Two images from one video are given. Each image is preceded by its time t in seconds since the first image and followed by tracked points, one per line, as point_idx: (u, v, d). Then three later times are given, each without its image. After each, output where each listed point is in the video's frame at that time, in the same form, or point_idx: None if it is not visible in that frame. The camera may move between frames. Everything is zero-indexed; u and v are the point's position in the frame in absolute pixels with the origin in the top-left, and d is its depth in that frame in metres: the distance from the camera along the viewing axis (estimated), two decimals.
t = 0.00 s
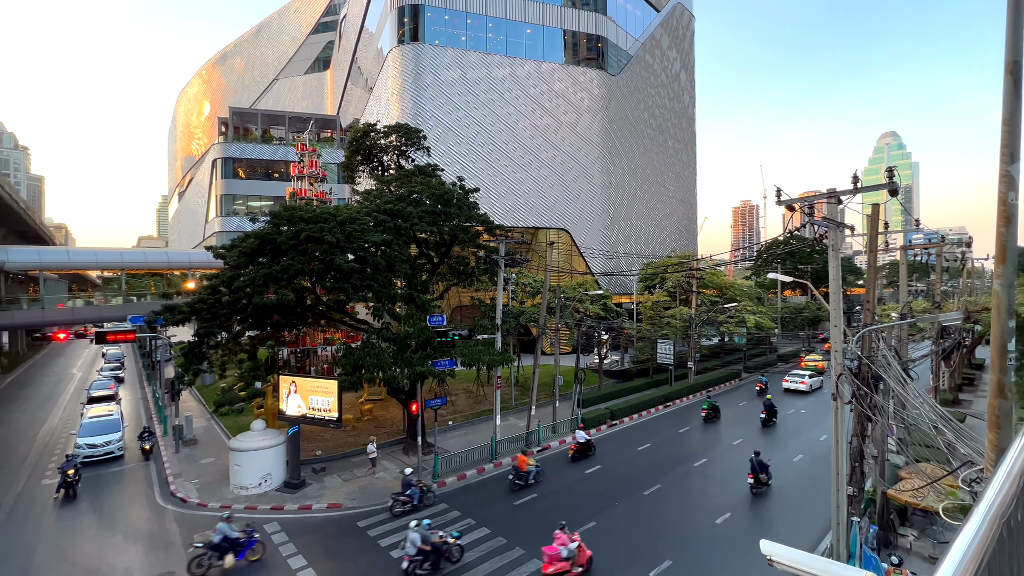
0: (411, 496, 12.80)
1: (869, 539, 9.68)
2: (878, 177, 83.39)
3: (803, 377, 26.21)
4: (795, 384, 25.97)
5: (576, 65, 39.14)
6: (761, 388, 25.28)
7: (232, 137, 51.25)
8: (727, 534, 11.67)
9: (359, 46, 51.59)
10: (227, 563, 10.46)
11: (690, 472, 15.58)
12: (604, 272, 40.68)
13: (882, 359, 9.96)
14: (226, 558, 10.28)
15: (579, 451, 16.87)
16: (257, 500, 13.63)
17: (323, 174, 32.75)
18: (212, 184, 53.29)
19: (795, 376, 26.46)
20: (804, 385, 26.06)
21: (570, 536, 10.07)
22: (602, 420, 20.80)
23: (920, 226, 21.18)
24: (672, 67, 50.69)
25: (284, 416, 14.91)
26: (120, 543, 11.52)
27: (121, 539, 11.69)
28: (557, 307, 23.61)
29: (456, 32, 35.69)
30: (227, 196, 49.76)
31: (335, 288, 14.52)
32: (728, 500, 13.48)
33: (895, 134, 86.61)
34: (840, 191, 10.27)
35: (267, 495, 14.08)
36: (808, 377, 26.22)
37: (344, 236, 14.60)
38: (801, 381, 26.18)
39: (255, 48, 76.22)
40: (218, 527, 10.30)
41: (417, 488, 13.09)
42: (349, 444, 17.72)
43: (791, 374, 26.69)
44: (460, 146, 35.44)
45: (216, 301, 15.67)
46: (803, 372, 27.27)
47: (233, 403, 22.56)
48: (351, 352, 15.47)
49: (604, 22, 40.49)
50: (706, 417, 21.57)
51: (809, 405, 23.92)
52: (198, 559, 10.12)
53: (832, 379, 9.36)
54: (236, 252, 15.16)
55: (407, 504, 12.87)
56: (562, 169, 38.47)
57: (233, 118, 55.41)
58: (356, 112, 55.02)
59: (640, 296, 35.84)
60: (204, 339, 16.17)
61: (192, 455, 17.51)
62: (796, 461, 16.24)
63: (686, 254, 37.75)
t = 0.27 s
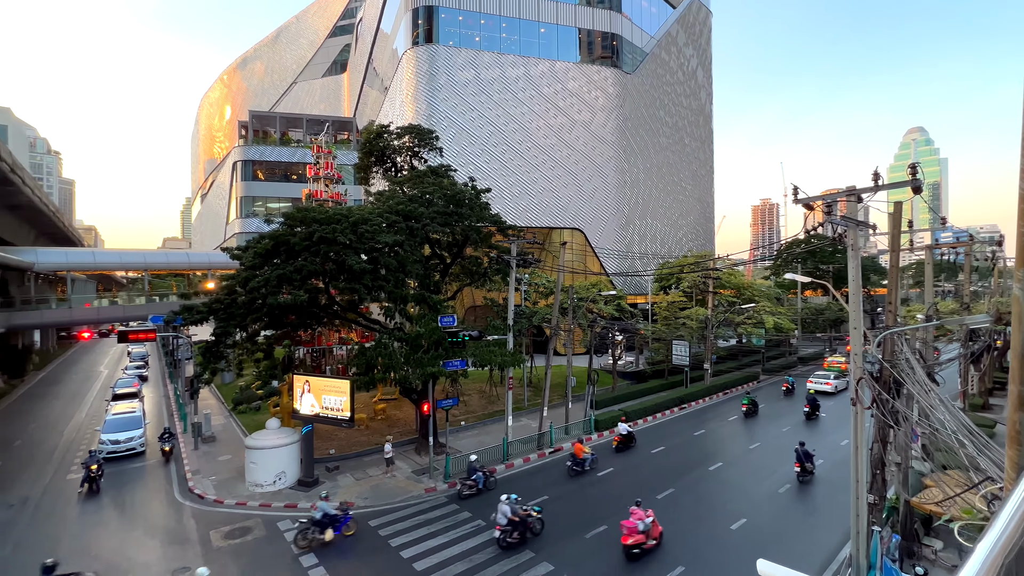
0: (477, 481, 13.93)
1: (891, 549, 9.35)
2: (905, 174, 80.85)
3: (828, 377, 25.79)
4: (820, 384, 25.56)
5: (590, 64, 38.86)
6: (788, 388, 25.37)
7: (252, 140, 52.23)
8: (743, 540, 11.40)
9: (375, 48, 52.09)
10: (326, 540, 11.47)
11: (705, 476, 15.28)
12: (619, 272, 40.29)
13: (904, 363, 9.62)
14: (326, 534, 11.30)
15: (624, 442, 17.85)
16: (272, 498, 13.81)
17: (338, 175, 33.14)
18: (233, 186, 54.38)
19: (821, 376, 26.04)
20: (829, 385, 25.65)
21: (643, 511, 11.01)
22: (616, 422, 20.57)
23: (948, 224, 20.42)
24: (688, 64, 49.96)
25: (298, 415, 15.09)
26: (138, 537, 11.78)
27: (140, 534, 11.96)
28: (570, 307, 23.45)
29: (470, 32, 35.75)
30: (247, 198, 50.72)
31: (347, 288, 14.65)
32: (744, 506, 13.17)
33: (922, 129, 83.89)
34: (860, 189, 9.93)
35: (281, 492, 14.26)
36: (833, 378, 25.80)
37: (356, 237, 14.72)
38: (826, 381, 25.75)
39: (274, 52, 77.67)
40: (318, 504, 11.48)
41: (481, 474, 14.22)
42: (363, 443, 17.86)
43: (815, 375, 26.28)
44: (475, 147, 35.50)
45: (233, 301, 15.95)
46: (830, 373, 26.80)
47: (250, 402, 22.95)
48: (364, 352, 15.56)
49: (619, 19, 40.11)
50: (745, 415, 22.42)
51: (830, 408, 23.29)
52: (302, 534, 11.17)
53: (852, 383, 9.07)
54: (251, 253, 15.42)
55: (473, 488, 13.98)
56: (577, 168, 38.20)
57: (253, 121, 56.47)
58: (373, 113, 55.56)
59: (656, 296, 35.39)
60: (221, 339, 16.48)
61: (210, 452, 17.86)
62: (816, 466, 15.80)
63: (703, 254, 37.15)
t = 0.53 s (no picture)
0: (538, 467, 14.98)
1: (916, 560, 9.00)
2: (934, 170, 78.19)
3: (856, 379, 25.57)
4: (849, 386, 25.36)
5: (607, 62, 38.53)
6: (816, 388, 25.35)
7: (273, 143, 53.24)
8: (760, 546, 11.12)
9: (392, 50, 52.59)
10: (411, 520, 12.52)
11: (722, 480, 14.97)
12: (636, 272, 39.86)
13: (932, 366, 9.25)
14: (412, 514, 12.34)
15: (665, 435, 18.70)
16: (288, 494, 14.02)
17: (355, 176, 33.54)
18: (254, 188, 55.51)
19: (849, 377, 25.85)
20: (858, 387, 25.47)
21: (710, 493, 11.85)
22: (631, 423, 20.33)
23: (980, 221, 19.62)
24: (707, 60, 49.17)
25: (314, 413, 15.31)
26: (159, 531, 12.07)
27: (160, 527, 12.25)
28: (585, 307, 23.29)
29: (485, 32, 35.77)
30: (268, 200, 51.74)
31: (361, 288, 14.78)
32: (762, 511, 12.86)
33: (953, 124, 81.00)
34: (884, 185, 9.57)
35: (298, 489, 14.47)
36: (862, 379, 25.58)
37: (370, 237, 14.85)
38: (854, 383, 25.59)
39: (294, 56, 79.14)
40: (404, 485, 12.59)
41: (540, 461, 15.27)
42: (378, 442, 18.02)
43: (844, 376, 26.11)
44: (490, 147, 35.53)
45: (251, 301, 16.25)
46: (858, 375, 26.22)
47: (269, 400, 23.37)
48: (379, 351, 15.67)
49: (635, 16, 39.69)
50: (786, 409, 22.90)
51: (854, 412, 22.62)
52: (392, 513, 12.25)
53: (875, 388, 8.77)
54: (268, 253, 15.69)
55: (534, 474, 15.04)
56: (593, 167, 37.91)
57: (274, 124, 57.58)
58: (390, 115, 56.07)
59: (673, 296, 34.90)
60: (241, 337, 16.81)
61: (230, 449, 18.23)
62: (838, 472, 15.34)
63: (722, 253, 36.48)
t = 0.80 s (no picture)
0: (595, 457, 15.82)
1: (946, 571, 8.62)
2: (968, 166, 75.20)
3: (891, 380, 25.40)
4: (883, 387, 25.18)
5: (625, 59, 38.10)
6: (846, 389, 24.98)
7: (294, 145, 54.23)
8: (781, 552, 10.81)
9: (410, 52, 53.01)
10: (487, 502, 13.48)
11: (743, 485, 14.60)
12: (654, 272, 39.36)
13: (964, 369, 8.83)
14: (489, 497, 13.30)
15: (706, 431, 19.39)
16: (305, 491, 14.23)
17: (373, 177, 33.93)
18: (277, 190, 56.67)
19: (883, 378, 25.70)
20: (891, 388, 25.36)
21: (777, 478, 12.61)
22: (648, 425, 20.04)
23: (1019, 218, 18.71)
24: (728, 55, 48.26)
25: (331, 411, 15.51)
26: (182, 524, 12.38)
27: (183, 521, 12.55)
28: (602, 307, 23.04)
29: (502, 32, 35.75)
30: (289, 201, 52.76)
31: (376, 288, 14.90)
32: (785, 517, 12.49)
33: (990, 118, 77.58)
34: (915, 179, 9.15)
35: (315, 486, 14.68)
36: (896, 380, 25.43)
37: (386, 237, 14.95)
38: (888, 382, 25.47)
39: (316, 60, 80.54)
40: (480, 471, 13.59)
41: (596, 450, 16.06)
42: (394, 440, 18.18)
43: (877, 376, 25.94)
44: (506, 146, 35.52)
45: (270, 300, 16.52)
46: (891, 378, 25.55)
47: (289, 397, 23.74)
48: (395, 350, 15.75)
49: (654, 12, 39.17)
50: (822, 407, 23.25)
51: (882, 416, 21.89)
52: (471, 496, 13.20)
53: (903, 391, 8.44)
54: (287, 254, 15.95)
55: (590, 462, 15.91)
56: (610, 166, 37.53)
57: (295, 127, 58.66)
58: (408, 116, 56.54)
59: (692, 296, 34.31)
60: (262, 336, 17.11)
61: (250, 445, 18.62)
62: (865, 478, 14.82)
63: (743, 252, 35.74)
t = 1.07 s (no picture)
0: (651, 450, 16.54)
1: None
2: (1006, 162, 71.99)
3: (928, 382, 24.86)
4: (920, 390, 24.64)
5: (645, 56, 37.61)
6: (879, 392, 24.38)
7: (316, 147, 55.22)
8: (805, 561, 10.46)
9: (429, 53, 53.39)
10: (555, 490, 14.30)
11: (765, 490, 14.22)
12: (674, 271, 38.76)
13: (1002, 374, 8.39)
14: (558, 485, 14.13)
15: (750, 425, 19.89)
16: (324, 488, 14.43)
17: (391, 178, 34.29)
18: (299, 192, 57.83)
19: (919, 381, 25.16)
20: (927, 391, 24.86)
21: (842, 468, 13.19)
22: (667, 427, 19.70)
23: None
24: (751, 50, 47.23)
25: (348, 410, 15.70)
26: (205, 518, 12.69)
27: (206, 515, 12.86)
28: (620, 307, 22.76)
29: (520, 31, 35.68)
30: (311, 202, 53.75)
31: (393, 288, 15.02)
32: (809, 524, 12.09)
33: None
34: (949, 175, 8.74)
35: (333, 483, 14.88)
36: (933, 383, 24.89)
37: (402, 237, 15.05)
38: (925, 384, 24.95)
39: (337, 63, 81.95)
40: (548, 461, 14.47)
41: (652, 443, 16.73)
42: (411, 439, 18.31)
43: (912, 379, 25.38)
44: (524, 146, 35.46)
45: (290, 299, 16.80)
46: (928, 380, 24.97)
47: (309, 395, 24.13)
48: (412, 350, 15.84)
49: (675, 8, 38.56)
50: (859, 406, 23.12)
51: (913, 421, 21.08)
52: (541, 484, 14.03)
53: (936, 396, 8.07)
54: (306, 254, 16.19)
55: (645, 455, 16.64)
56: (629, 165, 37.11)
57: (317, 129, 59.77)
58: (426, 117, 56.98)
59: (714, 296, 33.66)
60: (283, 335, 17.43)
61: (271, 442, 18.99)
62: (894, 485, 14.27)
63: (766, 251, 34.90)
